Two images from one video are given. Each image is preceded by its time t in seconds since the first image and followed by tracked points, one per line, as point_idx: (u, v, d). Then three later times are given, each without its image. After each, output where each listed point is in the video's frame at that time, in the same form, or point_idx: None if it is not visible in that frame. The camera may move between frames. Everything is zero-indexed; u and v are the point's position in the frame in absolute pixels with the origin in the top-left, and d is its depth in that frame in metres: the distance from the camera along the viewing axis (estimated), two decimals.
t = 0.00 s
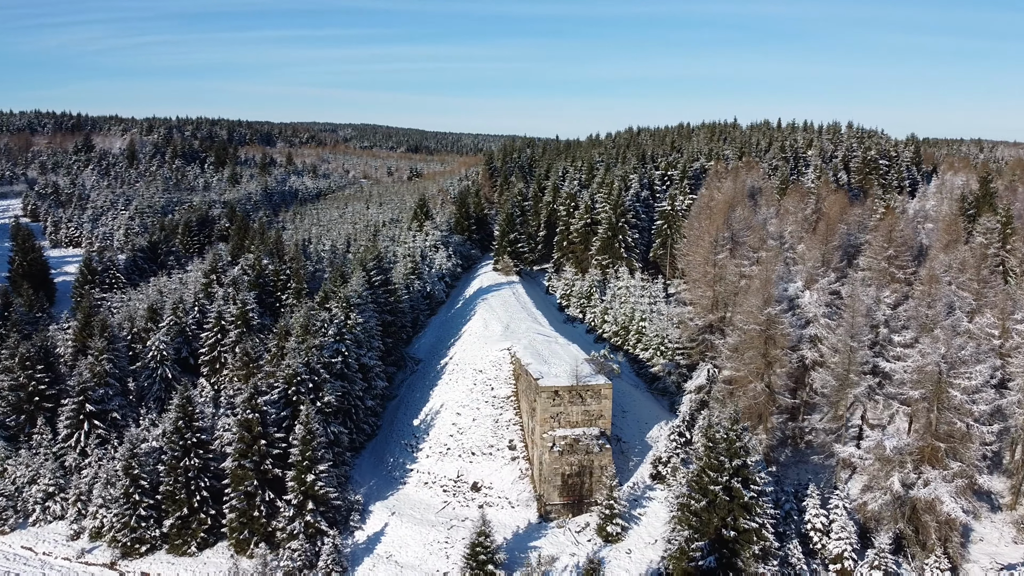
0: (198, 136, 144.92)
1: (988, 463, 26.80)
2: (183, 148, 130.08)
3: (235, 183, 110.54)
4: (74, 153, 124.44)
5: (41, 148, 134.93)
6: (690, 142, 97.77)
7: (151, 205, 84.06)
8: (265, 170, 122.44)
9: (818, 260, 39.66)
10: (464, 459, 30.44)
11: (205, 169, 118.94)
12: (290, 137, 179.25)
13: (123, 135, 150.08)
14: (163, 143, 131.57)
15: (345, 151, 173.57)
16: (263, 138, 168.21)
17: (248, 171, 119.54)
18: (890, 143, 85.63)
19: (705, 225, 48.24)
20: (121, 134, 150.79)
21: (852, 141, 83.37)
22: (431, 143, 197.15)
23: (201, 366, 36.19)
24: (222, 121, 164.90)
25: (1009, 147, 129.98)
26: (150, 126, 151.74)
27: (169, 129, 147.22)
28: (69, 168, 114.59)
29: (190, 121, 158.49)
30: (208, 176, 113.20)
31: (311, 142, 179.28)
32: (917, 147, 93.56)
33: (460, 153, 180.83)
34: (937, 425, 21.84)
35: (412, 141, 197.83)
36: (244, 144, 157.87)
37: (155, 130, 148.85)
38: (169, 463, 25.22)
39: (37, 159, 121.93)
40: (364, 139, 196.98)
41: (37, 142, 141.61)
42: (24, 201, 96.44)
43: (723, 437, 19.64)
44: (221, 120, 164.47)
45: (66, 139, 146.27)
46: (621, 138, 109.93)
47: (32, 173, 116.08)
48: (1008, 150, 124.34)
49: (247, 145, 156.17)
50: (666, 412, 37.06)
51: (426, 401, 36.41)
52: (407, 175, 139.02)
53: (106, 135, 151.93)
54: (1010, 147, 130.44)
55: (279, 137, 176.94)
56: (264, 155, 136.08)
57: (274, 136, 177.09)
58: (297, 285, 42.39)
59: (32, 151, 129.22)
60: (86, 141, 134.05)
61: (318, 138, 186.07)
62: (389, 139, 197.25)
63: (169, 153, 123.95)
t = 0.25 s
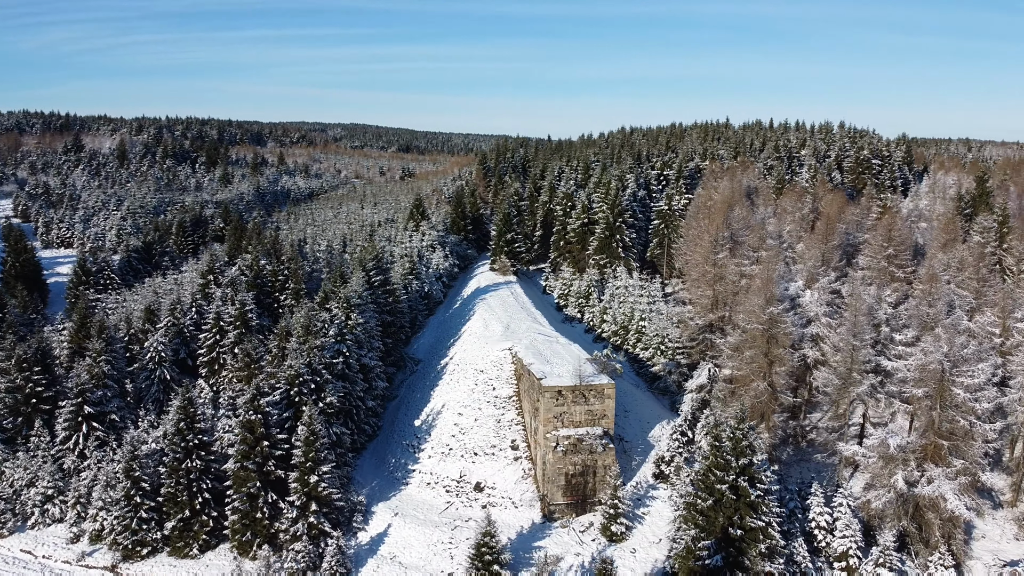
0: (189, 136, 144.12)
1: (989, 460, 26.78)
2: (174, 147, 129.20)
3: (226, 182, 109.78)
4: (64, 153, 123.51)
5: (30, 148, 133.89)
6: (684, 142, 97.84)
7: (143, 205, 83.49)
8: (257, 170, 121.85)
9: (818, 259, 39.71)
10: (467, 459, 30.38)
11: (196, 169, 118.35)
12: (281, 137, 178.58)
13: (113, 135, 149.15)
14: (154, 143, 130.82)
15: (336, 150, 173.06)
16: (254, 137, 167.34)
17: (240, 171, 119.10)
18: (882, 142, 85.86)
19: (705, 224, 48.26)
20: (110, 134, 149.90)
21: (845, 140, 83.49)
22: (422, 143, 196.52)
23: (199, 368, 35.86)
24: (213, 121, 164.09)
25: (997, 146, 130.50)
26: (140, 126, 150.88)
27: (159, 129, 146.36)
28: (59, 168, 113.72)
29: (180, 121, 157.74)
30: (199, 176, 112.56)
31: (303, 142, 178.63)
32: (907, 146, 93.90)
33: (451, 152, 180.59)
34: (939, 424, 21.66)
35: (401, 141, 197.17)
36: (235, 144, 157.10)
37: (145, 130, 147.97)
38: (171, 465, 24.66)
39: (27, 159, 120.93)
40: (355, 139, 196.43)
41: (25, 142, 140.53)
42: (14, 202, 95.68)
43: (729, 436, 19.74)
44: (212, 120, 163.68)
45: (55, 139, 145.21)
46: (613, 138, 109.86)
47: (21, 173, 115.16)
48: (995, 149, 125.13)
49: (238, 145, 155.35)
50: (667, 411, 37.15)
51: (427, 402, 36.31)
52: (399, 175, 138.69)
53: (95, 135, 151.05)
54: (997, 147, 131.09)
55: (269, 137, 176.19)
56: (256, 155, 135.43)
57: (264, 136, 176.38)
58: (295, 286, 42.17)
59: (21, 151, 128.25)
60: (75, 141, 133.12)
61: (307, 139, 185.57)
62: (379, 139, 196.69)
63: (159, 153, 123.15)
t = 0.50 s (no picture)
0: (176, 136, 142.86)
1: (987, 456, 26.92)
2: (161, 147, 128.09)
3: (215, 183, 108.94)
4: (49, 153, 122.15)
5: (14, 148, 132.29)
6: (674, 142, 97.97)
7: (131, 205, 82.68)
8: (245, 170, 121.01)
9: (815, 258, 39.87)
10: (467, 459, 30.31)
11: (184, 169, 117.41)
12: (269, 137, 177.52)
13: (98, 135, 147.75)
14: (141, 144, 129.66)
15: (324, 150, 172.26)
16: (241, 137, 166.19)
17: (229, 171, 118.34)
18: (870, 141, 86.30)
19: (702, 224, 48.33)
20: (96, 134, 148.50)
21: (834, 139, 83.89)
22: (411, 143, 195.91)
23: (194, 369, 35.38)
24: (200, 121, 162.87)
25: (982, 146, 131.53)
26: (126, 125, 149.54)
27: (145, 129, 145.07)
28: (44, 169, 112.44)
29: (167, 121, 156.45)
30: (187, 177, 111.66)
31: (292, 142, 177.71)
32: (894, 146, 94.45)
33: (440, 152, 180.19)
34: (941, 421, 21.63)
35: (390, 141, 196.70)
36: (223, 143, 156.03)
37: (131, 130, 146.69)
38: (169, 467, 24.07)
39: (11, 159, 119.47)
40: (344, 139, 195.64)
41: (9, 142, 138.84)
42: None
43: (733, 434, 19.86)
44: (200, 120, 162.45)
45: (40, 139, 143.58)
46: (603, 138, 109.88)
47: (6, 173, 113.71)
48: (978, 148, 126.19)
49: (225, 145, 154.18)
50: (666, 410, 37.23)
51: (426, 402, 36.18)
52: (388, 175, 138.18)
53: (81, 135, 149.51)
54: (981, 146, 132.15)
55: (257, 137, 175.08)
56: (244, 155, 134.47)
57: (252, 136, 175.25)
58: (292, 287, 41.87)
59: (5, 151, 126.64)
60: (61, 141, 131.70)
61: (295, 138, 184.59)
62: (367, 139, 195.99)
63: (147, 153, 122.04)
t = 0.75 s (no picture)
0: (162, 136, 141.59)
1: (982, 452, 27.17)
2: (148, 148, 126.86)
3: (202, 183, 108.02)
4: (34, 154, 120.70)
5: None
6: (663, 142, 98.16)
7: (119, 206, 81.87)
8: (232, 170, 120.10)
9: (809, 257, 40.12)
10: (466, 459, 30.25)
11: (171, 170, 116.46)
12: (256, 137, 176.34)
13: (82, 136, 146.19)
14: (127, 144, 128.44)
15: (311, 150, 171.37)
16: (227, 137, 164.92)
17: (215, 171, 117.40)
18: (857, 141, 86.90)
19: (697, 223, 48.50)
20: (81, 134, 147.03)
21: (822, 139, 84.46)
22: (399, 143, 195.31)
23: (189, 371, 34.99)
24: (185, 121, 161.51)
25: (965, 146, 132.86)
26: (111, 126, 148.11)
27: (131, 130, 143.70)
28: (29, 169, 111.11)
29: (153, 121, 155.06)
30: (175, 177, 110.72)
31: (279, 142, 176.60)
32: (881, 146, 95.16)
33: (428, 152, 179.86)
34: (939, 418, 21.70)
35: (378, 141, 196.20)
36: (210, 143, 154.73)
37: (116, 130, 145.23)
38: (167, 470, 23.73)
39: None
40: (332, 139, 194.80)
41: None
42: None
43: (735, 433, 19.97)
44: (186, 120, 161.13)
45: (23, 139, 141.86)
46: (592, 138, 109.97)
47: None
48: (961, 148, 127.48)
49: (212, 145, 152.95)
50: (663, 409, 37.33)
51: (424, 402, 36.05)
52: (376, 175, 137.69)
53: (65, 135, 147.91)
54: (964, 146, 133.41)
55: (244, 137, 173.87)
56: (231, 155, 133.44)
57: (239, 136, 173.99)
58: (287, 287, 41.57)
59: None
60: (45, 141, 130.20)
61: (282, 138, 183.55)
62: (355, 139, 195.32)
63: (133, 153, 120.84)
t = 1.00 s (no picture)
0: (147, 136, 140.24)
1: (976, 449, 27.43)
2: (133, 148, 125.62)
3: (189, 184, 107.11)
4: (18, 154, 119.18)
5: None
6: (652, 143, 98.42)
7: (105, 207, 81.01)
8: (219, 171, 119.16)
9: (804, 256, 40.35)
10: (465, 459, 30.18)
11: (157, 170, 115.42)
12: (242, 137, 175.19)
13: (66, 136, 144.60)
14: (112, 145, 127.14)
15: (298, 150, 170.38)
16: (213, 137, 163.64)
17: (202, 171, 116.48)
18: (844, 141, 87.53)
19: (691, 223, 48.64)
20: (65, 134, 145.35)
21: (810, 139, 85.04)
22: (386, 143, 194.66)
23: (183, 372, 34.54)
24: (170, 121, 160.11)
25: (947, 146, 134.35)
26: (95, 125, 146.51)
27: (115, 130, 142.32)
28: (12, 169, 109.67)
29: (138, 121, 153.62)
30: (161, 177, 109.73)
31: (267, 143, 175.49)
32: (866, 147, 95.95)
33: (416, 152, 179.41)
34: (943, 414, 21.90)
35: (366, 141, 195.44)
36: (196, 143, 153.38)
37: (100, 130, 143.69)
38: (164, 473, 23.33)
39: None
40: (320, 139, 193.82)
41: None
42: None
43: (737, 431, 20.03)
44: (171, 119, 159.77)
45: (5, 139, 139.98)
46: (581, 139, 110.06)
47: None
48: (943, 147, 128.90)
49: (198, 145, 151.65)
50: (659, 408, 37.46)
51: (420, 403, 35.90)
52: (365, 175, 137.17)
53: (48, 135, 146.20)
54: (946, 145, 134.91)
55: (231, 137, 172.63)
56: (217, 155, 132.40)
57: (225, 136, 172.69)
58: (280, 288, 41.26)
59: None
60: (28, 141, 128.58)
61: (269, 138, 182.47)
62: (343, 139, 194.46)
63: (119, 154, 119.65)
